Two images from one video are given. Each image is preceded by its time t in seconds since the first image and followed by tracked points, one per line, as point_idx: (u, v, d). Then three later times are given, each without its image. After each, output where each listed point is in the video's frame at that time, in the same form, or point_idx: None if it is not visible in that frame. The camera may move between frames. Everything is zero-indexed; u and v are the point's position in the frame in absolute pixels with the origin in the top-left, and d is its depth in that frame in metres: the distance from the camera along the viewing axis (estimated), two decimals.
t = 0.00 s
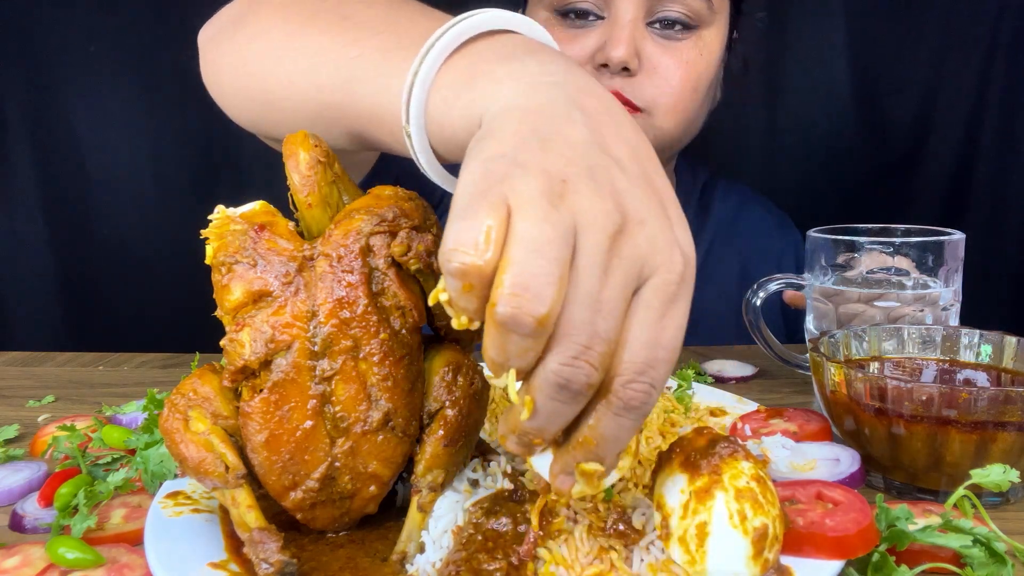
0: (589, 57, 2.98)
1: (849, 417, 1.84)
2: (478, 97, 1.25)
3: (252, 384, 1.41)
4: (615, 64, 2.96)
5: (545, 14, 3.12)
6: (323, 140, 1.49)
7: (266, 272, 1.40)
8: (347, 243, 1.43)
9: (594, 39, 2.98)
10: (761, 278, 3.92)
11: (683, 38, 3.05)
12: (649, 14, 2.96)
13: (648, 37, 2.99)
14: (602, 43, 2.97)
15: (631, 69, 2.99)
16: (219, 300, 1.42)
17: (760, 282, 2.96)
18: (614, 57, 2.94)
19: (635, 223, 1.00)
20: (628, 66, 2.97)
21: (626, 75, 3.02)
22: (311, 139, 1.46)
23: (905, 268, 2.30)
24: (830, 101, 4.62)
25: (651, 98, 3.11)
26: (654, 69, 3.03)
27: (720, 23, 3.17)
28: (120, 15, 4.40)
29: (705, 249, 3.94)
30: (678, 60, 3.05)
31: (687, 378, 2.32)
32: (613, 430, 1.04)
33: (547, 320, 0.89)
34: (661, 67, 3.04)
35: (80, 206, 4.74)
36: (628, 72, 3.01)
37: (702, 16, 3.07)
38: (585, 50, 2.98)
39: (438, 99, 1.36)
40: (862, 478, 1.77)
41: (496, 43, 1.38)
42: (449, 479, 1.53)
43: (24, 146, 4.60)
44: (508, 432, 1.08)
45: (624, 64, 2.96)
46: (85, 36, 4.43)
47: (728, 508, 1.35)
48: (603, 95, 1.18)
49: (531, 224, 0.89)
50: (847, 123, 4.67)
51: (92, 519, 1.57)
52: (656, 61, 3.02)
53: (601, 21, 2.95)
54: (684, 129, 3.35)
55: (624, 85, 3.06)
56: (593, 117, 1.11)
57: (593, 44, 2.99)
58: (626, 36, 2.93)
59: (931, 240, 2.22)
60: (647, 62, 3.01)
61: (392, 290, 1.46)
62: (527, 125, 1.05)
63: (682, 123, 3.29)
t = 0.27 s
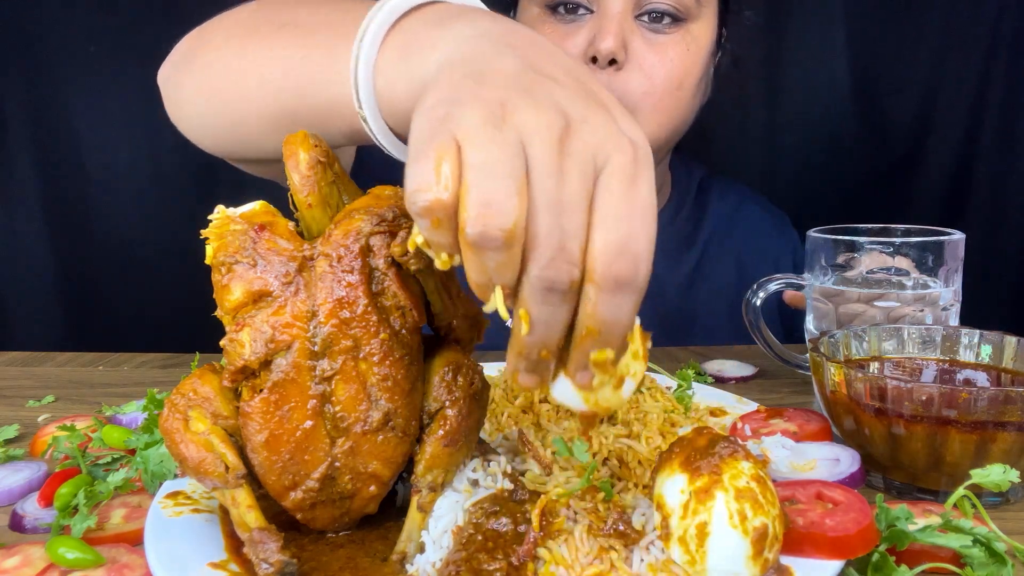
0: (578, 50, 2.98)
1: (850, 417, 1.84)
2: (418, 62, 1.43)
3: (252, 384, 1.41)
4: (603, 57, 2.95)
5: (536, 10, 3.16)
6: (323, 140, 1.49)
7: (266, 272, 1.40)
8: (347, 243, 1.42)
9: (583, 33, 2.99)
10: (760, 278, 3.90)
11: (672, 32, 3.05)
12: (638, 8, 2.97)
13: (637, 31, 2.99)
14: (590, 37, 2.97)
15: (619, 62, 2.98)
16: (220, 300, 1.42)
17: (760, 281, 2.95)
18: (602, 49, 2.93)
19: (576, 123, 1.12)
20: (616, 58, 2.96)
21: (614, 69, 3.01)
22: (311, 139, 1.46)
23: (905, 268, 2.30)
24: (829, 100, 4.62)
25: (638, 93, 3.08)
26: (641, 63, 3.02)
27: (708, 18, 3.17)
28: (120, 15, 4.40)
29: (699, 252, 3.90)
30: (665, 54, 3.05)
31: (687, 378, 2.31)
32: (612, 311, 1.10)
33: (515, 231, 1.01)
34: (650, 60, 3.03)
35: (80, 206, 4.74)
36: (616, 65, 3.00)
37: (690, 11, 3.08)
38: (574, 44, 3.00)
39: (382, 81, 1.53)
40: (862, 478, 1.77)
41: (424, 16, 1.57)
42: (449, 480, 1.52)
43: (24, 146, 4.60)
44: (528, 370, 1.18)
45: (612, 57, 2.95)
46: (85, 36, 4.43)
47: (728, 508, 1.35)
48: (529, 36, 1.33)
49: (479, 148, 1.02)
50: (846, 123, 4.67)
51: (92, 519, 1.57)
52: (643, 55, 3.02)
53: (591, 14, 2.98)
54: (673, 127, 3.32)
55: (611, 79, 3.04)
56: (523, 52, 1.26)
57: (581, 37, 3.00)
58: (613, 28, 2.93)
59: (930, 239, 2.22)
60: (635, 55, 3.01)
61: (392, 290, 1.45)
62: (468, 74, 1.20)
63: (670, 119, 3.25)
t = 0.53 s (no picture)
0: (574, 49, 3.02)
1: (850, 416, 1.84)
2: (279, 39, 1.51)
3: (252, 384, 1.41)
4: (601, 54, 2.99)
5: (533, 9, 3.16)
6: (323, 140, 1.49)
7: (266, 272, 1.40)
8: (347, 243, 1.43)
9: (580, 32, 3.02)
10: (760, 278, 3.88)
11: (669, 30, 3.08)
12: (636, 7, 3.00)
13: (634, 29, 3.03)
14: (588, 35, 3.00)
15: (616, 60, 3.02)
16: (219, 300, 1.42)
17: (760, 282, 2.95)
18: (600, 48, 2.97)
19: (410, 26, 1.11)
20: (613, 57, 3.00)
21: (612, 67, 3.05)
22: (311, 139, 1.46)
23: (905, 268, 2.30)
24: (829, 100, 4.62)
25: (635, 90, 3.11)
26: (638, 60, 3.06)
27: (705, 15, 3.20)
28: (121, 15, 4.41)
29: (697, 248, 3.90)
30: (663, 51, 3.07)
31: (687, 378, 2.31)
32: (546, 165, 1.07)
33: (418, 161, 1.04)
34: (647, 58, 3.06)
35: (81, 206, 4.74)
36: (614, 63, 3.03)
37: (688, 9, 3.10)
38: (572, 43, 3.04)
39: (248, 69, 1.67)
40: (863, 478, 1.77)
41: None
42: (449, 480, 1.52)
43: (25, 146, 4.60)
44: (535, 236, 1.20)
45: (610, 55, 2.99)
46: (86, 36, 4.44)
47: (728, 508, 1.35)
48: None
49: (350, 108, 1.06)
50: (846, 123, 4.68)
51: (92, 519, 1.57)
52: (641, 53, 3.05)
53: (588, 13, 2.99)
54: (673, 122, 3.35)
55: (609, 76, 3.08)
56: None
57: (579, 36, 3.03)
58: (611, 27, 2.96)
59: (931, 239, 2.22)
60: (633, 53, 3.04)
61: (392, 290, 1.46)
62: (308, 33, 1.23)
63: (670, 115, 3.28)
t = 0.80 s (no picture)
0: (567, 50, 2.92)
1: (850, 417, 1.84)
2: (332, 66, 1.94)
3: (252, 384, 1.41)
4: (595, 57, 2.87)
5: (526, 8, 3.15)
6: (323, 140, 1.49)
7: (266, 272, 1.40)
8: (347, 243, 1.43)
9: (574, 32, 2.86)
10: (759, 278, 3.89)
11: (663, 31, 3.09)
12: (630, 7, 2.97)
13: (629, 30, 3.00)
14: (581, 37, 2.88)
15: (610, 61, 2.92)
16: (219, 300, 1.42)
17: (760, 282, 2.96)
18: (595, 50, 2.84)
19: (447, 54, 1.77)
20: (608, 58, 2.90)
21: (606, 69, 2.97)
22: (311, 139, 1.46)
23: (905, 268, 2.30)
24: (829, 101, 4.63)
25: (629, 91, 3.10)
26: (633, 61, 3.05)
27: (699, 16, 3.22)
28: (120, 16, 4.42)
29: (695, 247, 3.87)
30: (657, 52, 3.08)
31: (687, 378, 2.31)
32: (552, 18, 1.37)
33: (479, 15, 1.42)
34: (641, 59, 3.07)
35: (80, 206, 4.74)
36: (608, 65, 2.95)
37: (682, 9, 3.10)
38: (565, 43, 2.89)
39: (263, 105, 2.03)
40: (863, 478, 1.77)
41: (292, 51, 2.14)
42: (449, 480, 1.52)
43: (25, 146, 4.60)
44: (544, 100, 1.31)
45: (603, 57, 2.89)
46: (86, 36, 4.44)
47: (728, 508, 1.35)
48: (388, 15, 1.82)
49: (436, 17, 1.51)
50: (846, 123, 4.68)
51: (92, 519, 1.57)
52: (635, 53, 3.04)
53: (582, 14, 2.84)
54: (668, 123, 3.34)
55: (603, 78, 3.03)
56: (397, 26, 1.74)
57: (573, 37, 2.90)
58: (604, 27, 2.86)
59: (930, 239, 2.23)
60: (627, 54, 3.02)
61: (392, 290, 1.45)
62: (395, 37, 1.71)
63: (665, 116, 3.28)
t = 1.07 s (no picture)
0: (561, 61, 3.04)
1: (850, 416, 1.84)
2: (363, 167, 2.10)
3: (252, 384, 1.41)
4: (587, 68, 3.00)
5: (523, 14, 3.18)
6: (323, 140, 1.49)
7: (266, 272, 1.40)
8: (347, 244, 1.43)
9: (569, 44, 3.05)
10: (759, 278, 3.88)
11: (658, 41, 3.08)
12: (624, 18, 2.98)
13: (622, 40, 3.02)
14: (575, 47, 3.02)
15: (603, 73, 3.02)
16: (219, 300, 1.42)
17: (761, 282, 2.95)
18: (586, 62, 2.98)
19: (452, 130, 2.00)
20: (601, 69, 3.00)
21: (598, 80, 3.05)
22: (311, 139, 1.46)
23: (905, 268, 2.29)
24: (829, 101, 4.62)
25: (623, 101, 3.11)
26: (628, 70, 3.05)
27: (696, 25, 3.19)
28: (120, 15, 4.41)
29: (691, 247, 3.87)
30: (652, 61, 3.07)
31: (687, 378, 2.31)
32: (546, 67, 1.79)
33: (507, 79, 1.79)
34: (636, 69, 3.06)
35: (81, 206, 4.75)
36: (601, 76, 3.03)
37: (677, 18, 3.09)
38: (561, 55, 3.07)
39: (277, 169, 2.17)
40: (863, 478, 1.77)
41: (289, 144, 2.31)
42: (449, 480, 1.52)
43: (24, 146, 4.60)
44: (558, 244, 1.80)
45: (596, 69, 2.99)
46: (86, 36, 4.44)
47: (728, 508, 1.35)
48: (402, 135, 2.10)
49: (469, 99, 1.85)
50: (846, 123, 4.68)
51: (92, 519, 1.57)
52: (629, 63, 3.04)
53: (577, 24, 3.01)
54: (663, 132, 3.34)
55: (597, 89, 3.09)
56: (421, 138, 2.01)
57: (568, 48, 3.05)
58: (598, 39, 2.96)
59: (931, 239, 2.22)
60: (621, 65, 3.04)
61: (392, 290, 1.45)
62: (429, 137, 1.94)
63: (659, 127, 3.28)
